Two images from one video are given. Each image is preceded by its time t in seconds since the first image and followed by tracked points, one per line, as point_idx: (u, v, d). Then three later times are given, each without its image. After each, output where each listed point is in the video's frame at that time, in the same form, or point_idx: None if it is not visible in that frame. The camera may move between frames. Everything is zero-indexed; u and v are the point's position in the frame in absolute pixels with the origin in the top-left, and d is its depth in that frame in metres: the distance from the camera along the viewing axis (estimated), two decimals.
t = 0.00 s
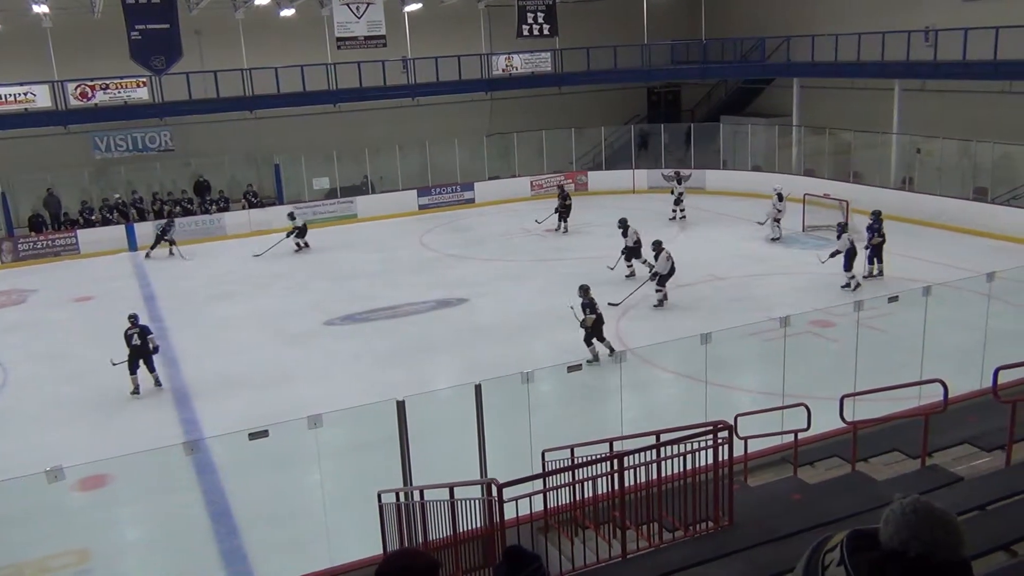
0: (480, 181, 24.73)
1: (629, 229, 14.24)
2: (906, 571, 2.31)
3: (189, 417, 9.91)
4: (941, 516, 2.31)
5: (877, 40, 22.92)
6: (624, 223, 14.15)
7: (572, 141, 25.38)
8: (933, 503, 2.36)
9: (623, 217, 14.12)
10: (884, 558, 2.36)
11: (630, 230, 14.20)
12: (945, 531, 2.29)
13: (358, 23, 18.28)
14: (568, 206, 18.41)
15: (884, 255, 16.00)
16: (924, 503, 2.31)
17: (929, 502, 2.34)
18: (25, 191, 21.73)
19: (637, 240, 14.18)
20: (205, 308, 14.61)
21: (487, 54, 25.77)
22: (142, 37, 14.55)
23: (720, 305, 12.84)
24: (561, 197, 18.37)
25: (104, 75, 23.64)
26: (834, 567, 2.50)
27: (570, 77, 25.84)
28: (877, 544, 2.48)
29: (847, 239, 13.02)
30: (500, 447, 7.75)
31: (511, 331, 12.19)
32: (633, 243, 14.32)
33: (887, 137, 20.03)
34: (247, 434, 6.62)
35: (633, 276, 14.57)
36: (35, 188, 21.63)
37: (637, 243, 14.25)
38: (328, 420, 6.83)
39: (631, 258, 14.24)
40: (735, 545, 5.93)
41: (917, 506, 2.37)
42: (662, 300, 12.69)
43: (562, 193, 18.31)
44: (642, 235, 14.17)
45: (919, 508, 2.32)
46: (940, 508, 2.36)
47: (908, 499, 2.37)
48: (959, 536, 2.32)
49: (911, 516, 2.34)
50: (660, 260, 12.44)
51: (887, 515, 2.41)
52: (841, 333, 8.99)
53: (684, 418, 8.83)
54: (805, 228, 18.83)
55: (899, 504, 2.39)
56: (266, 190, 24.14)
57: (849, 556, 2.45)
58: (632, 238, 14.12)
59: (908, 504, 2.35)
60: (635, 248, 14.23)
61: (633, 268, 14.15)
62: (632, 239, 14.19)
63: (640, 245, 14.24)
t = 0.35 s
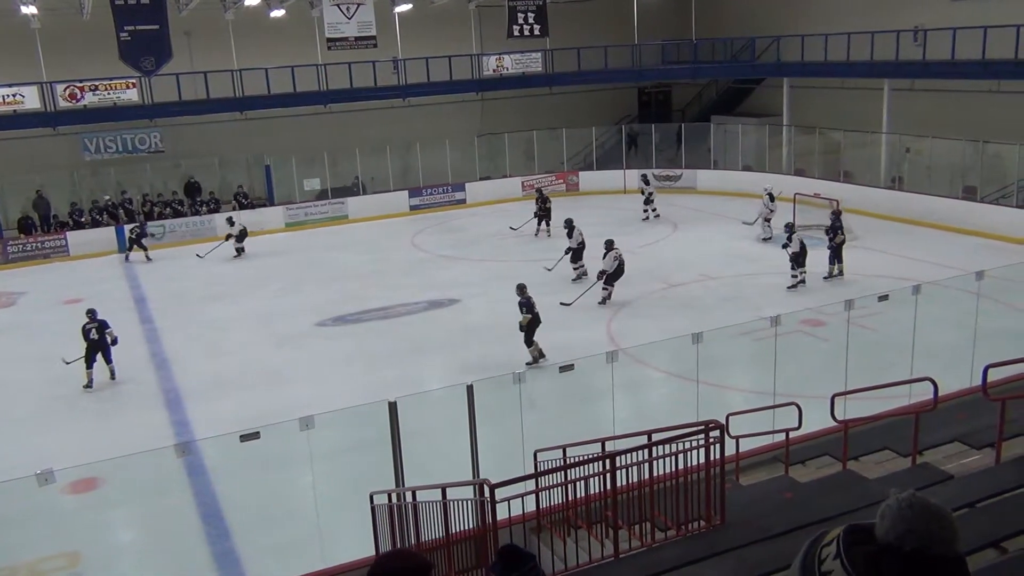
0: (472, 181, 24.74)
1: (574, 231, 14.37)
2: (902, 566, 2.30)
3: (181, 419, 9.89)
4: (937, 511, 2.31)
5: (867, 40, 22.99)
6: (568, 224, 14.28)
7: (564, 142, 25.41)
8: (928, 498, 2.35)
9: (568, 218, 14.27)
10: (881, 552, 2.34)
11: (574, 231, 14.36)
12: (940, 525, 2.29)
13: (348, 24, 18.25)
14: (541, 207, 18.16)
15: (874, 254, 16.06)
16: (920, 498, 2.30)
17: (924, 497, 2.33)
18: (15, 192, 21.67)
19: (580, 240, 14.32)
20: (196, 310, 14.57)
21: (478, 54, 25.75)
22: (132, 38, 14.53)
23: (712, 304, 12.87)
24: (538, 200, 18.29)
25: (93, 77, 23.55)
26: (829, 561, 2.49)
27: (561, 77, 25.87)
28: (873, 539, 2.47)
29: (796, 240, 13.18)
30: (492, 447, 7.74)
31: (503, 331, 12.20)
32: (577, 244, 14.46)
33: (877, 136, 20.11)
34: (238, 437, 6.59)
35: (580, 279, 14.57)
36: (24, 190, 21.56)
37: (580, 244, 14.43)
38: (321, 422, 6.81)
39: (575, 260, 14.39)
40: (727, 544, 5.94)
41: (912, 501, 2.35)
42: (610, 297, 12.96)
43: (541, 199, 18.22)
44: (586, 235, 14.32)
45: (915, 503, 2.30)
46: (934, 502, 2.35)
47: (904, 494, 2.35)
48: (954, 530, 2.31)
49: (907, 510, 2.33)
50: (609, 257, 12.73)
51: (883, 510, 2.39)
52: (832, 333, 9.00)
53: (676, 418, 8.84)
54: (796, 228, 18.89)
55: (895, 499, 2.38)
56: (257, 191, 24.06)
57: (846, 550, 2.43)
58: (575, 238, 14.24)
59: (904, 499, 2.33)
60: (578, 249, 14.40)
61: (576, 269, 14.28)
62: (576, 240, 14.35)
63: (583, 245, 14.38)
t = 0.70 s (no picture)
0: (457, 183, 24.74)
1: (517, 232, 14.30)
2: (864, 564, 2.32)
3: (164, 422, 9.86)
4: (897, 510, 2.33)
5: (848, 41, 23.11)
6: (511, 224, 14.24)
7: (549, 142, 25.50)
8: (888, 497, 2.36)
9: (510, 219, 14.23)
10: (843, 550, 2.36)
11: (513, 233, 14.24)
12: (900, 524, 2.30)
13: (332, 25, 18.21)
14: (521, 221, 17.36)
15: (856, 253, 16.16)
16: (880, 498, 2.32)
17: (886, 496, 2.35)
18: None
19: (518, 243, 14.24)
20: (181, 313, 14.52)
21: (462, 55, 25.74)
22: (114, 40, 14.45)
23: (697, 304, 12.92)
24: (511, 208, 17.63)
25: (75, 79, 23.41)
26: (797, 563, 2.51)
27: (546, 77, 25.90)
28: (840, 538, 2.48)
29: (740, 239, 13.42)
30: (477, 449, 7.75)
31: (490, 332, 12.20)
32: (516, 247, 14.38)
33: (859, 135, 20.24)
34: (223, 440, 6.56)
35: (516, 281, 14.57)
36: (5, 192, 21.41)
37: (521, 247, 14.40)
38: (305, 425, 6.81)
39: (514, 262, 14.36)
40: (710, 544, 5.96)
41: (875, 500, 2.37)
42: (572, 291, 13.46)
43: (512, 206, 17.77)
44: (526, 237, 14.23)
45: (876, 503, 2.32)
46: (897, 501, 2.37)
47: (867, 493, 2.37)
48: (916, 529, 2.32)
49: (869, 509, 2.34)
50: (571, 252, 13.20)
51: (847, 510, 2.41)
52: (815, 332, 9.03)
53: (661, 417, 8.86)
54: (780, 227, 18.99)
55: (858, 498, 2.40)
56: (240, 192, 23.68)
57: (811, 547, 2.46)
58: (513, 241, 14.12)
59: (866, 499, 2.35)
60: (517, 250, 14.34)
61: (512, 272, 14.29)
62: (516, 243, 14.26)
63: (521, 248, 14.31)
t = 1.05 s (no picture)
0: (425, 186, 24.69)
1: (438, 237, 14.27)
2: (804, 553, 2.57)
3: (129, 429, 9.76)
4: (838, 504, 2.58)
5: (810, 44, 23.38)
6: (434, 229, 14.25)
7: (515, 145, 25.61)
8: (830, 492, 2.61)
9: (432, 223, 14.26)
10: (788, 541, 2.62)
11: (434, 237, 14.20)
12: (841, 517, 2.56)
13: (296, 28, 18.12)
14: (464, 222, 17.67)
15: (820, 253, 16.34)
16: (821, 493, 2.57)
17: (828, 491, 2.60)
18: None
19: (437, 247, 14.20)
20: (145, 318, 14.37)
21: (428, 58, 25.69)
22: (74, 42, 14.29)
23: (664, 305, 13.00)
24: (458, 213, 17.78)
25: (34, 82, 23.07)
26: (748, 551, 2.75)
27: (512, 80, 25.94)
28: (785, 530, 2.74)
29: (671, 235, 13.91)
30: (445, 452, 7.75)
31: (458, 335, 12.21)
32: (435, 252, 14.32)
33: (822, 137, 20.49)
34: (187, 447, 6.51)
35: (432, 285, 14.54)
36: None
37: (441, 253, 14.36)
38: (272, 430, 6.78)
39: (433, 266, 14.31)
40: (677, 543, 6.01)
41: (818, 494, 2.63)
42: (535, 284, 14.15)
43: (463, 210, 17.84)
44: (447, 243, 14.16)
45: (818, 497, 2.58)
46: (838, 495, 2.62)
47: (809, 489, 2.63)
48: (853, 521, 2.58)
49: (812, 503, 2.60)
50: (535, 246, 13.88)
51: (793, 504, 2.66)
52: (781, 332, 9.11)
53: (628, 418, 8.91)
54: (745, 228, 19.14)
55: (802, 491, 2.66)
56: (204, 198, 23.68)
57: (758, 538, 2.72)
58: (432, 245, 14.06)
59: (808, 494, 2.61)
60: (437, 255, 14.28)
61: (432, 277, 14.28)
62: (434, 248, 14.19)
63: (441, 253, 14.26)
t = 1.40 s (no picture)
0: (400, 191, 24.67)
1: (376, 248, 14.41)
2: (726, 552, 2.46)
3: (102, 440, 9.70)
4: (760, 502, 2.44)
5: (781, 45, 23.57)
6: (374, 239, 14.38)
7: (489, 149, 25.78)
8: (751, 490, 2.48)
9: (374, 234, 14.34)
10: (711, 543, 2.50)
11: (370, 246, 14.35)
12: (761, 517, 2.43)
13: (267, 34, 18.05)
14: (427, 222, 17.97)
15: (794, 252, 16.47)
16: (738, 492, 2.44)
17: (748, 488, 2.46)
18: None
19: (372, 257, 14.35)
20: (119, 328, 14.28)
21: (401, 63, 25.69)
22: (41, 49, 14.18)
23: (639, 307, 13.06)
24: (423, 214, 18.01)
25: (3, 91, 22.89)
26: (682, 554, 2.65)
27: (486, 83, 26.00)
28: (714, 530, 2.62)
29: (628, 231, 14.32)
30: (422, 457, 7.76)
31: (434, 340, 12.22)
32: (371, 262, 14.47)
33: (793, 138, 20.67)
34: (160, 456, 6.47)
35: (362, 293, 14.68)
36: None
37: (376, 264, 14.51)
38: (246, 439, 6.75)
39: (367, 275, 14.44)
40: (651, 544, 6.03)
41: (741, 493, 2.50)
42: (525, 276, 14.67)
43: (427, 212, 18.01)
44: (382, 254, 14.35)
45: (736, 494, 2.45)
46: (762, 491, 2.49)
47: (731, 486, 2.50)
48: (775, 514, 2.45)
49: (733, 501, 2.47)
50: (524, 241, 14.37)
51: (717, 504, 2.53)
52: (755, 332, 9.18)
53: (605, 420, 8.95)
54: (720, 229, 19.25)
55: (727, 491, 2.52)
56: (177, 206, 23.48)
57: (685, 539, 2.61)
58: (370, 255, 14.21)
59: (728, 491, 2.48)
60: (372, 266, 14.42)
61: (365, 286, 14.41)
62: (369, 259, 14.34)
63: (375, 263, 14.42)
